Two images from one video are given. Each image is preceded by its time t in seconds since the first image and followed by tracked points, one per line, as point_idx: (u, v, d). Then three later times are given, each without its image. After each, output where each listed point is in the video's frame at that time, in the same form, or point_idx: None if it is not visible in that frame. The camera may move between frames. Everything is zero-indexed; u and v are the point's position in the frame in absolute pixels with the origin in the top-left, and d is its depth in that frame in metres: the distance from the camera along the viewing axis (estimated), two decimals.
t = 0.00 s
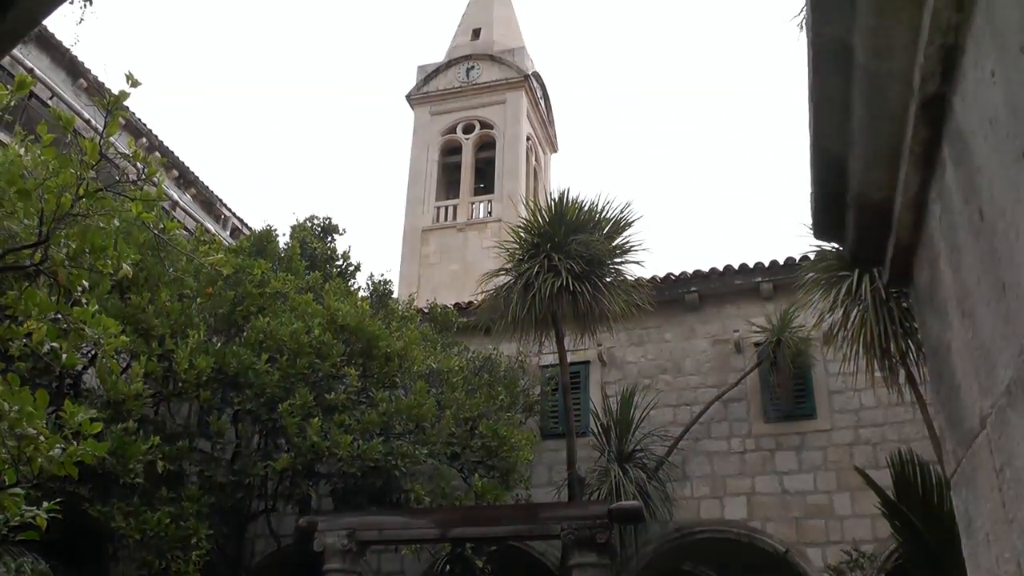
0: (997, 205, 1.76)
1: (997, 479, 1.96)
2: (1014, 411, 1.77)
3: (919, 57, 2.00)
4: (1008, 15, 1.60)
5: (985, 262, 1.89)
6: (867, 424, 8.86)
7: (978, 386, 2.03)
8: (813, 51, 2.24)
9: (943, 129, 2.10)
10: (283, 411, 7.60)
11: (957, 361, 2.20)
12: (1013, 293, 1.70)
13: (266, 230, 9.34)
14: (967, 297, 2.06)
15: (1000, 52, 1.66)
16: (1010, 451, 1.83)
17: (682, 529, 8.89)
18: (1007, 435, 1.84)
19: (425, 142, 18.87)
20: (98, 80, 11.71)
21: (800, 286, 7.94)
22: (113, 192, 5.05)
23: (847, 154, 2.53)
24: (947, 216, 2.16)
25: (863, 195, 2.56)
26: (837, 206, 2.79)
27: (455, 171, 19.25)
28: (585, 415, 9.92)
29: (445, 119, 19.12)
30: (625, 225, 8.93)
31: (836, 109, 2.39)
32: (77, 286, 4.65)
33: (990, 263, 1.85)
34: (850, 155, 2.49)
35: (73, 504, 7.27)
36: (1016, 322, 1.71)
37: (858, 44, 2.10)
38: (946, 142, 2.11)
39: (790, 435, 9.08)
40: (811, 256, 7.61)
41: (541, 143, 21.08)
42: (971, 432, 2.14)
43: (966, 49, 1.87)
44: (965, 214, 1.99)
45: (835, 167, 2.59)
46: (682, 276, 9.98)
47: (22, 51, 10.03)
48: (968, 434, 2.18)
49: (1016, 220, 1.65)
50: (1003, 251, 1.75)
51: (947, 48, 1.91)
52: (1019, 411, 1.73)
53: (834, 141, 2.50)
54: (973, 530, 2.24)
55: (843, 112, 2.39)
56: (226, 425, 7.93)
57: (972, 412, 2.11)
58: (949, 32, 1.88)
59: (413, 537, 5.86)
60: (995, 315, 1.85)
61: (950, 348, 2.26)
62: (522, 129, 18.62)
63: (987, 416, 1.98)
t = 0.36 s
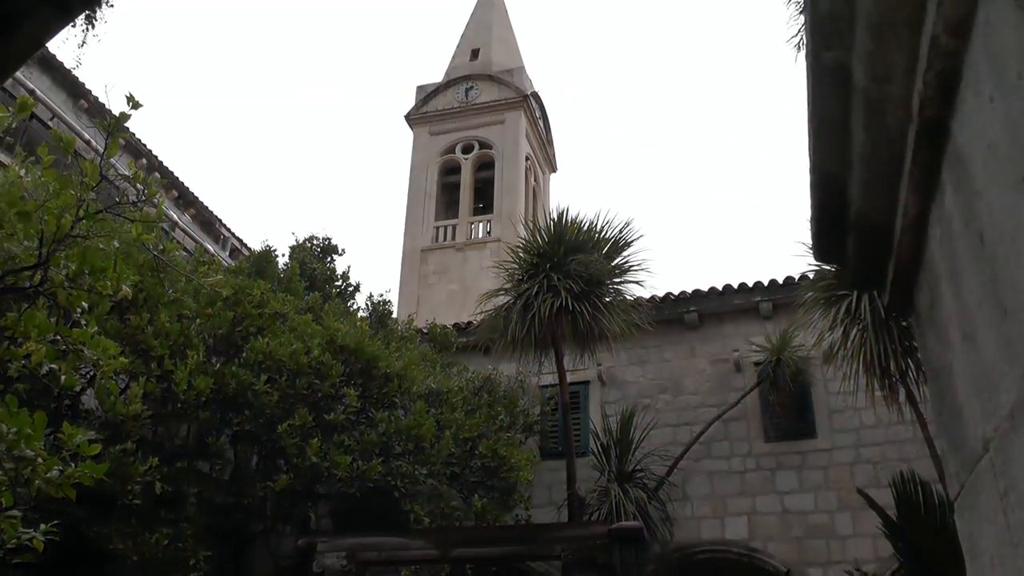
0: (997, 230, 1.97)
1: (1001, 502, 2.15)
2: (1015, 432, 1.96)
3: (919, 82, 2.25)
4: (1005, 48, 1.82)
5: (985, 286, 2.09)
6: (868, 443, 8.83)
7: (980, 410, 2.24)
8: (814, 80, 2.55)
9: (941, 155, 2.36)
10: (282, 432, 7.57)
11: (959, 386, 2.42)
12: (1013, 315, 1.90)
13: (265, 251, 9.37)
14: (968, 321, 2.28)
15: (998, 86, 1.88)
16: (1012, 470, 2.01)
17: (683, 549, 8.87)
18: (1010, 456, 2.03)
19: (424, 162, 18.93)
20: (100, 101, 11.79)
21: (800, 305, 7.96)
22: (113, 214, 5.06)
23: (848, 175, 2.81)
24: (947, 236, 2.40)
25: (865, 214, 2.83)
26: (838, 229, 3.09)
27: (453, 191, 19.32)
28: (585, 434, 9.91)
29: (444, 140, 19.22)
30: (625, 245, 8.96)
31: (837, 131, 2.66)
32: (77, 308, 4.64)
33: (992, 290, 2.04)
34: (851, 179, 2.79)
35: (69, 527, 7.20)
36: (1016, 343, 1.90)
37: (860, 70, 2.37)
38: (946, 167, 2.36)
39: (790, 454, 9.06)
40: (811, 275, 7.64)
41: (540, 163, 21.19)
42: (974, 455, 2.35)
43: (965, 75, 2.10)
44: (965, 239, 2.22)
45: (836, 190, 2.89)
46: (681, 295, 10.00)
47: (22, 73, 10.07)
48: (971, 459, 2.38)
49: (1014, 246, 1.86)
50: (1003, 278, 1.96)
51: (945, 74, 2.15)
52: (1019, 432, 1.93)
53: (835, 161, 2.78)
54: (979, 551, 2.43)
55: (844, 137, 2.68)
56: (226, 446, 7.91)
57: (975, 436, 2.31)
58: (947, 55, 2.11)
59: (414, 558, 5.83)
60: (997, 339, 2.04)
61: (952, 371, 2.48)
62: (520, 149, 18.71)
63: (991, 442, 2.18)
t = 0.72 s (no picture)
0: (996, 259, 2.06)
1: (1004, 529, 2.24)
2: (1018, 461, 2.05)
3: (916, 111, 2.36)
4: (998, 83, 1.92)
5: (986, 315, 2.19)
6: (868, 466, 8.80)
7: (983, 438, 2.33)
8: (812, 116, 2.65)
9: (939, 183, 2.48)
10: (280, 456, 7.54)
11: (961, 413, 2.52)
12: (1013, 345, 1.99)
13: (265, 274, 9.40)
14: (969, 349, 2.37)
15: (994, 116, 1.96)
16: (1015, 498, 2.10)
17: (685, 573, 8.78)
18: (1013, 483, 2.12)
19: (424, 184, 18.99)
20: (100, 124, 11.85)
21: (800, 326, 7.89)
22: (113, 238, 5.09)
23: (846, 202, 2.93)
24: (947, 265, 2.50)
25: (864, 241, 2.96)
26: (837, 256, 3.22)
27: (452, 214, 19.39)
28: (584, 457, 9.88)
29: (443, 163, 19.32)
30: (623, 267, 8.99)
31: (834, 161, 2.78)
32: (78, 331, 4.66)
33: (992, 317, 2.14)
34: (849, 209, 2.91)
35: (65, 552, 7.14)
36: (1016, 372, 1.99)
37: (857, 101, 2.48)
38: (945, 194, 2.47)
39: (791, 477, 9.03)
40: (809, 297, 7.66)
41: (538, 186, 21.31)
42: (977, 482, 2.45)
43: (962, 104, 2.22)
44: (965, 267, 2.31)
45: (835, 218, 3.00)
46: (680, 318, 9.99)
47: (23, 96, 10.11)
48: (974, 487, 2.49)
49: (1013, 277, 1.95)
50: (1003, 308, 2.05)
51: (942, 103, 2.25)
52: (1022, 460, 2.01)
53: (833, 189, 2.90)
54: None
55: (842, 168, 2.80)
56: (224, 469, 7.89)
57: (978, 463, 2.41)
58: (944, 84, 2.21)
59: None
60: (998, 367, 2.14)
61: (954, 398, 2.60)
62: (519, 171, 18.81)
63: (993, 469, 2.27)
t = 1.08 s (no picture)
0: (995, 292, 2.07)
1: (1007, 560, 2.25)
2: (1019, 492, 2.06)
3: (914, 145, 2.38)
4: (994, 118, 1.94)
5: (986, 346, 2.20)
6: (869, 490, 8.78)
7: (985, 469, 2.34)
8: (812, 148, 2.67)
9: (938, 214, 2.49)
10: (278, 480, 7.51)
11: (963, 443, 2.54)
12: (1012, 378, 2.00)
13: (265, 296, 9.43)
14: (970, 380, 2.39)
15: (992, 151, 1.98)
16: (1017, 530, 2.11)
17: None
18: (1015, 515, 2.13)
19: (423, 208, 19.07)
20: (102, 147, 11.94)
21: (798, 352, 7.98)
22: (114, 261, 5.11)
23: (846, 231, 2.95)
24: (947, 297, 2.52)
25: (865, 270, 2.99)
26: (838, 283, 3.25)
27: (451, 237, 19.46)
28: (584, 481, 9.86)
29: (442, 186, 19.42)
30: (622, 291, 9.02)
31: (834, 191, 2.80)
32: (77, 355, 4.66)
33: (992, 349, 2.15)
34: (850, 238, 2.93)
35: None
36: (1015, 405, 2.00)
37: (855, 134, 2.50)
38: (944, 227, 2.49)
39: (791, 501, 9.00)
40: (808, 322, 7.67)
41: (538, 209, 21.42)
42: (980, 513, 2.46)
43: (960, 138, 2.23)
44: (964, 298, 2.33)
45: (836, 247, 3.03)
46: (680, 341, 10.01)
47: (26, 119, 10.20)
48: (977, 517, 2.50)
49: (1011, 311, 1.96)
50: (1002, 340, 2.06)
51: (940, 136, 2.26)
52: None
53: (832, 219, 2.93)
54: None
55: (842, 198, 2.82)
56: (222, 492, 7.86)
57: (981, 493, 2.42)
58: (938, 120, 2.23)
59: None
60: (998, 398, 2.15)
61: (955, 428, 2.61)
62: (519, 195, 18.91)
63: (996, 500, 2.28)
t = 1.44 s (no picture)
0: (997, 325, 2.09)
1: None
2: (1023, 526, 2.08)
3: (915, 177, 2.39)
4: (993, 152, 1.97)
5: (988, 380, 2.21)
6: (870, 517, 8.74)
7: (989, 502, 2.36)
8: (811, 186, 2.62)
9: (938, 246, 2.50)
10: (278, 505, 7.43)
11: (965, 476, 2.56)
12: (1015, 412, 2.02)
13: (265, 321, 9.46)
14: (972, 413, 2.42)
15: (992, 186, 2.00)
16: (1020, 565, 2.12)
17: None
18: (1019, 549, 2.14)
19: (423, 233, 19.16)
20: (104, 172, 12.04)
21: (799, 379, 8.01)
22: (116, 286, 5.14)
23: (844, 265, 2.92)
24: (948, 329, 2.53)
25: (865, 301, 3.00)
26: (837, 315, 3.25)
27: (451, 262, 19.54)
28: (583, 508, 9.84)
29: (442, 212, 19.52)
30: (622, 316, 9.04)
31: (832, 226, 2.76)
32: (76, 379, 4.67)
33: (994, 382, 2.17)
34: (849, 271, 2.92)
35: None
36: (1019, 440, 2.01)
37: (856, 168, 2.48)
38: (945, 260, 2.50)
39: (791, 529, 8.95)
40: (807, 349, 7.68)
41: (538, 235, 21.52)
42: (983, 546, 2.48)
43: (960, 171, 2.25)
44: (965, 330, 2.35)
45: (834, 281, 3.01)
46: (680, 368, 10.04)
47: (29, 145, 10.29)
48: (980, 551, 2.52)
49: (1013, 344, 1.98)
50: (1004, 374, 2.08)
51: (940, 168, 2.29)
52: None
53: (830, 255, 2.89)
54: None
55: (840, 235, 2.78)
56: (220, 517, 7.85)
57: (984, 526, 2.44)
58: (938, 154, 2.24)
59: None
60: (1000, 432, 2.17)
61: (957, 461, 2.64)
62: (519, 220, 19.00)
63: (999, 533, 2.30)
